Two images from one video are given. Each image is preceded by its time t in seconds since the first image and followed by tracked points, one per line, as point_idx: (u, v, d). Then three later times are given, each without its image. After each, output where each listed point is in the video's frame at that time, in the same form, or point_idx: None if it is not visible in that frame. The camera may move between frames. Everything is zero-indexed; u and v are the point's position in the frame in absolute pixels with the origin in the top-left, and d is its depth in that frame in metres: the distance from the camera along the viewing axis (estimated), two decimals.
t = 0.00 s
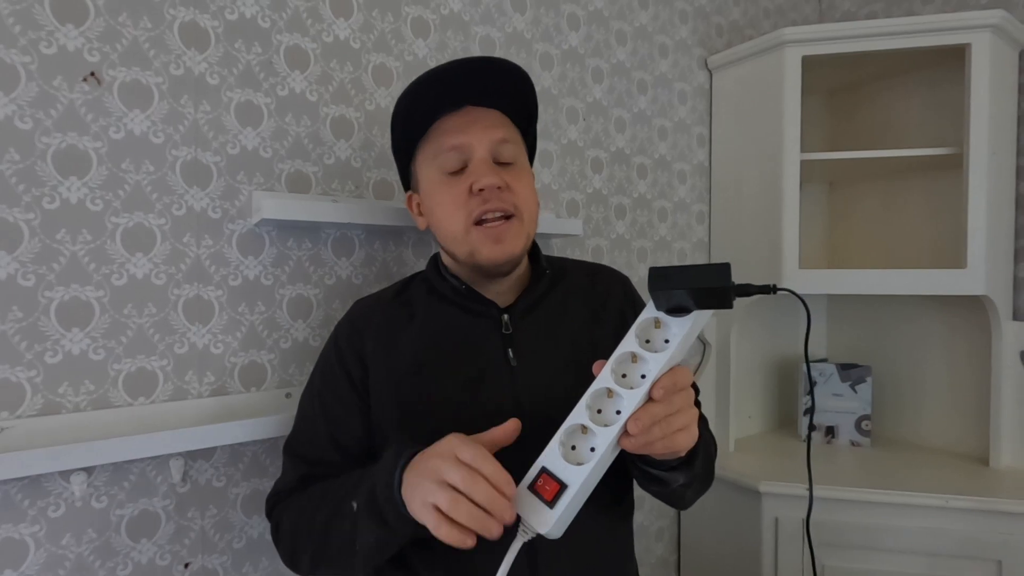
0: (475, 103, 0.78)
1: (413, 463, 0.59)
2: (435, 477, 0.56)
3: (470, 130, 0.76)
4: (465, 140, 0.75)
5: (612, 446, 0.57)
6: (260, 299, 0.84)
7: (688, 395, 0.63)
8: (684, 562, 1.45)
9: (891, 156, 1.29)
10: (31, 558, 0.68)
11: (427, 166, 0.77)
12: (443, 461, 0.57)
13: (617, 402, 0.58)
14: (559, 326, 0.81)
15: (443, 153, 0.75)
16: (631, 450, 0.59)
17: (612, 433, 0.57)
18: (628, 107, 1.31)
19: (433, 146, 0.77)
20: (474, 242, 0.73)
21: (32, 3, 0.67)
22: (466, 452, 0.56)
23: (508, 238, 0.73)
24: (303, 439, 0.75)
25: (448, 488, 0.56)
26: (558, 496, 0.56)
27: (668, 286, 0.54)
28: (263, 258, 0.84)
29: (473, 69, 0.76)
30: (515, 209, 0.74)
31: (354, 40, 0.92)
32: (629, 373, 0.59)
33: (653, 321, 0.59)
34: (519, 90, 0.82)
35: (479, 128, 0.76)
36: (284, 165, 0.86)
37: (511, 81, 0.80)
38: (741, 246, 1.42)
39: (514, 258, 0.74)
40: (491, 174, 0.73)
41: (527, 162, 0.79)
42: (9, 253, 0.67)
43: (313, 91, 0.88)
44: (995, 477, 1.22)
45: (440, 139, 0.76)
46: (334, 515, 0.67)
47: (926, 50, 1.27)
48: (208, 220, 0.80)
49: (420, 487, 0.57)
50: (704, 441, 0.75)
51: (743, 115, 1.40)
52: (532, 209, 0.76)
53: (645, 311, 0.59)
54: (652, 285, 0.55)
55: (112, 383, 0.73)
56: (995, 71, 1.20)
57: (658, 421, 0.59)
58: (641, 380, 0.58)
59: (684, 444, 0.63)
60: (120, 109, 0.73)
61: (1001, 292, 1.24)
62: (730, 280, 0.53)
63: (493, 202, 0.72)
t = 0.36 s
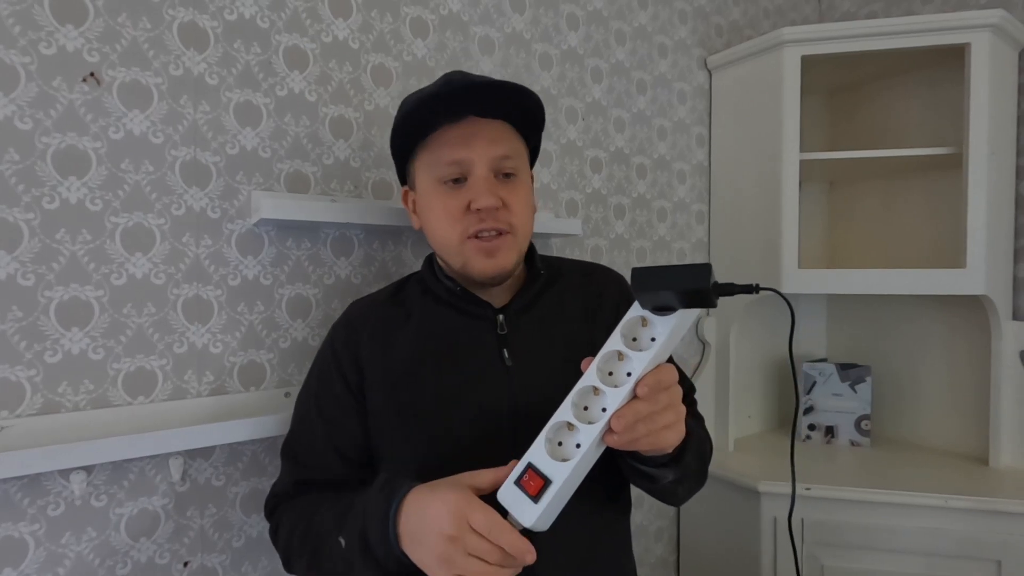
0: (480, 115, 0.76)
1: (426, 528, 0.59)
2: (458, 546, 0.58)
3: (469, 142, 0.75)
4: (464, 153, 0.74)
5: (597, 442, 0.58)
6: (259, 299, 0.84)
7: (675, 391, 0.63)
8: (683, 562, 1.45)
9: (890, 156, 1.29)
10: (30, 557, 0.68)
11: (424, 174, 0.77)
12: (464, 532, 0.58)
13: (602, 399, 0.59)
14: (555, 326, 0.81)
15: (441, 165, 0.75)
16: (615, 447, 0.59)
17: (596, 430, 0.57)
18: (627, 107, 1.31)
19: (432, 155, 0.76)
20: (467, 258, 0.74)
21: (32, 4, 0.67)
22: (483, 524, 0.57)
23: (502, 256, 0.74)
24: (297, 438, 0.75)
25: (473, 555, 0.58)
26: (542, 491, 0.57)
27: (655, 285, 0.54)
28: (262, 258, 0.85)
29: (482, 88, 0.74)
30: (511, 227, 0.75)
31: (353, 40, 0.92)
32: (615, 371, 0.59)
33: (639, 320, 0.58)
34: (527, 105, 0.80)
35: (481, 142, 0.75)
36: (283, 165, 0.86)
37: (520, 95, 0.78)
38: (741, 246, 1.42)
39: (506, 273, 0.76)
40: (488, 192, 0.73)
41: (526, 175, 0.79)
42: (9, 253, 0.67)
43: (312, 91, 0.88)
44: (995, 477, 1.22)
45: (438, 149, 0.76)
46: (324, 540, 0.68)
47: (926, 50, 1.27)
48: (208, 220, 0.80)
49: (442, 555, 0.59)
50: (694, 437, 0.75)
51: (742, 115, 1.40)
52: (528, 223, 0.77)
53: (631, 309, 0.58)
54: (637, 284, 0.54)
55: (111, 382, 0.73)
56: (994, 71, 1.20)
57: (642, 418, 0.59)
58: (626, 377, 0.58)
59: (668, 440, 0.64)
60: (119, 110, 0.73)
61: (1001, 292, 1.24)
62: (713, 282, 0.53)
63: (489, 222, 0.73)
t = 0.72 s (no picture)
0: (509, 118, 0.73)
1: (435, 542, 0.60)
2: (469, 558, 0.59)
3: (502, 148, 0.72)
4: (499, 159, 0.72)
5: (603, 447, 0.58)
6: (260, 299, 0.85)
7: (681, 396, 0.63)
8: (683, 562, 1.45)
9: (891, 155, 1.29)
10: (33, 556, 0.69)
11: (455, 183, 0.73)
12: (472, 543, 0.58)
13: (609, 403, 0.59)
14: (556, 326, 0.81)
15: (476, 172, 0.72)
16: (621, 451, 0.59)
17: (602, 435, 0.58)
18: (627, 107, 1.31)
19: (463, 163, 0.72)
20: (511, 264, 0.73)
21: (34, 5, 0.68)
22: (490, 528, 0.58)
23: (542, 259, 0.74)
24: (301, 440, 0.76)
25: (486, 561, 0.59)
26: (548, 495, 0.57)
27: (663, 289, 0.54)
28: (262, 257, 0.85)
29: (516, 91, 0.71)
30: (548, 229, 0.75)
31: (354, 41, 0.93)
32: (622, 376, 0.59)
33: (647, 324, 0.59)
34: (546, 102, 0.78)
35: (514, 147, 0.73)
36: (283, 165, 0.86)
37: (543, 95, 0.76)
38: (741, 246, 1.42)
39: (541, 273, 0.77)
40: (528, 198, 0.72)
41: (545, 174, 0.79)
42: (12, 253, 0.67)
43: (313, 91, 0.89)
44: (995, 476, 1.22)
45: (470, 156, 0.72)
46: (334, 553, 0.69)
47: (926, 50, 1.27)
48: (209, 220, 0.80)
49: (455, 568, 0.59)
50: (697, 436, 0.75)
51: (743, 115, 1.41)
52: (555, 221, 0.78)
53: (639, 314, 0.59)
54: (645, 288, 0.55)
55: (113, 382, 0.74)
56: (995, 70, 1.20)
57: (648, 423, 0.59)
58: (633, 382, 0.58)
59: (674, 444, 0.64)
60: (121, 110, 0.73)
61: (1001, 292, 1.24)
62: (722, 289, 0.52)
63: (532, 227, 0.73)
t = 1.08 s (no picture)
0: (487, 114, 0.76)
1: (438, 537, 0.60)
2: (472, 550, 0.59)
3: (476, 143, 0.75)
4: (471, 153, 0.75)
5: (602, 438, 0.58)
6: (263, 299, 0.85)
7: (682, 393, 0.63)
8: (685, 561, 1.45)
9: (893, 155, 1.29)
10: (38, 554, 0.69)
11: (431, 175, 0.77)
12: (472, 535, 0.59)
13: (610, 396, 0.59)
14: (559, 327, 0.81)
15: (446, 164, 0.75)
16: (620, 444, 0.60)
17: (602, 427, 0.58)
18: (629, 107, 1.31)
19: (438, 156, 0.76)
20: (471, 257, 0.74)
21: (38, 6, 0.68)
22: (490, 517, 0.59)
23: (504, 258, 0.74)
24: (304, 439, 0.76)
25: (489, 551, 0.59)
26: (546, 483, 0.58)
27: (670, 287, 0.54)
28: (266, 258, 0.85)
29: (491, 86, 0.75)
30: (514, 229, 0.74)
31: (357, 41, 0.93)
32: (624, 369, 0.60)
33: (650, 320, 0.59)
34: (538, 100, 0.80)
35: (487, 141, 0.75)
36: (286, 165, 0.86)
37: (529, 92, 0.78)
38: (743, 246, 1.42)
39: (509, 273, 0.75)
40: (492, 194, 0.73)
41: (533, 175, 0.79)
42: (18, 253, 0.68)
43: (316, 91, 0.89)
44: (997, 477, 1.22)
45: (444, 149, 0.76)
46: (342, 556, 0.68)
47: (928, 50, 1.27)
48: (212, 220, 0.81)
49: (459, 563, 0.59)
50: (697, 434, 0.75)
51: (744, 115, 1.41)
52: (532, 226, 0.77)
53: (643, 309, 0.59)
54: (651, 285, 0.55)
55: (118, 381, 0.74)
56: (997, 70, 1.20)
57: (649, 418, 0.59)
58: (635, 376, 0.59)
59: (674, 440, 0.64)
60: (125, 111, 0.74)
61: (1003, 292, 1.24)
62: (727, 287, 0.53)
63: (491, 223, 0.72)
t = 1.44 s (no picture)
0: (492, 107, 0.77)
1: (449, 562, 0.60)
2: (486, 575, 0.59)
3: (481, 135, 0.76)
4: (476, 145, 0.75)
5: (601, 450, 0.59)
6: (264, 298, 0.85)
7: (672, 392, 0.64)
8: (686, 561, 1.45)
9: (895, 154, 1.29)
10: (40, 552, 0.69)
11: (436, 166, 0.78)
12: (483, 561, 0.59)
13: (602, 407, 0.59)
14: (559, 327, 0.81)
15: (452, 155, 0.76)
16: (619, 452, 0.60)
17: (598, 439, 0.58)
18: (630, 106, 1.31)
19: (444, 147, 0.77)
20: (473, 246, 0.74)
21: (40, 6, 0.68)
22: (497, 540, 0.59)
23: (507, 248, 0.73)
24: (305, 434, 0.77)
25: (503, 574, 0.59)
26: (552, 503, 0.58)
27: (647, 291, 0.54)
28: (267, 257, 0.85)
29: (497, 81, 0.76)
30: (517, 219, 0.74)
31: (357, 41, 0.93)
32: (611, 378, 0.60)
33: (630, 326, 0.59)
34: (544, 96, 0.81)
35: (492, 133, 0.76)
36: (287, 165, 0.87)
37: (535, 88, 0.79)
38: (743, 245, 1.42)
39: (511, 264, 0.75)
40: (497, 184, 0.73)
41: (538, 170, 0.79)
42: (20, 253, 0.68)
43: (317, 91, 0.89)
44: (998, 476, 1.22)
45: (450, 141, 0.77)
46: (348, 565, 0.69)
47: (929, 49, 1.27)
48: (213, 220, 0.81)
49: None
50: (694, 433, 0.76)
51: (745, 114, 1.41)
52: (535, 218, 0.76)
53: (621, 316, 0.59)
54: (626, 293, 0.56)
55: (120, 380, 0.74)
56: (999, 69, 1.20)
57: (643, 422, 0.60)
58: (622, 383, 0.59)
59: (671, 439, 0.64)
60: (126, 110, 0.74)
61: (1004, 291, 1.24)
62: (699, 283, 0.53)
63: (495, 211, 0.73)
